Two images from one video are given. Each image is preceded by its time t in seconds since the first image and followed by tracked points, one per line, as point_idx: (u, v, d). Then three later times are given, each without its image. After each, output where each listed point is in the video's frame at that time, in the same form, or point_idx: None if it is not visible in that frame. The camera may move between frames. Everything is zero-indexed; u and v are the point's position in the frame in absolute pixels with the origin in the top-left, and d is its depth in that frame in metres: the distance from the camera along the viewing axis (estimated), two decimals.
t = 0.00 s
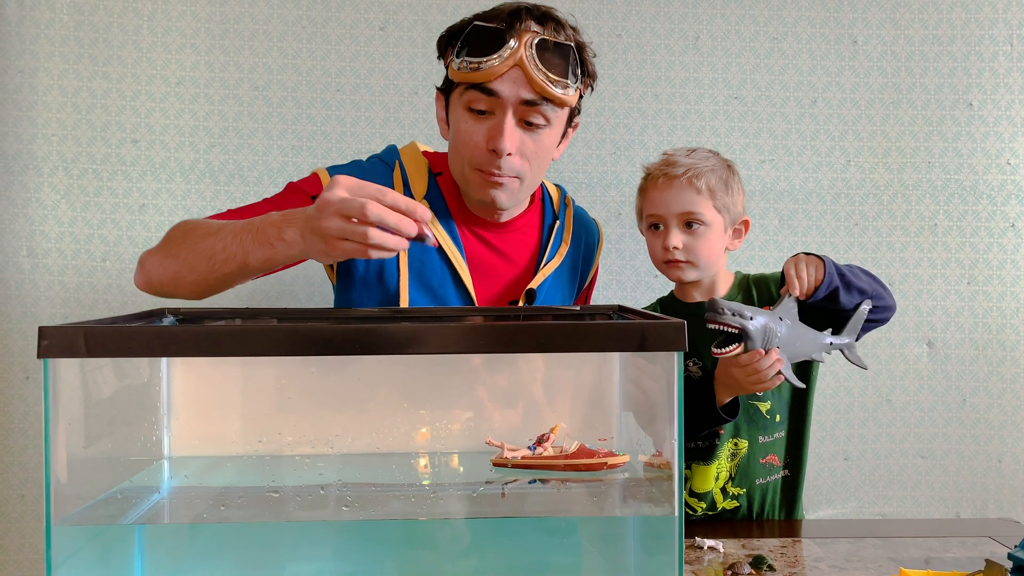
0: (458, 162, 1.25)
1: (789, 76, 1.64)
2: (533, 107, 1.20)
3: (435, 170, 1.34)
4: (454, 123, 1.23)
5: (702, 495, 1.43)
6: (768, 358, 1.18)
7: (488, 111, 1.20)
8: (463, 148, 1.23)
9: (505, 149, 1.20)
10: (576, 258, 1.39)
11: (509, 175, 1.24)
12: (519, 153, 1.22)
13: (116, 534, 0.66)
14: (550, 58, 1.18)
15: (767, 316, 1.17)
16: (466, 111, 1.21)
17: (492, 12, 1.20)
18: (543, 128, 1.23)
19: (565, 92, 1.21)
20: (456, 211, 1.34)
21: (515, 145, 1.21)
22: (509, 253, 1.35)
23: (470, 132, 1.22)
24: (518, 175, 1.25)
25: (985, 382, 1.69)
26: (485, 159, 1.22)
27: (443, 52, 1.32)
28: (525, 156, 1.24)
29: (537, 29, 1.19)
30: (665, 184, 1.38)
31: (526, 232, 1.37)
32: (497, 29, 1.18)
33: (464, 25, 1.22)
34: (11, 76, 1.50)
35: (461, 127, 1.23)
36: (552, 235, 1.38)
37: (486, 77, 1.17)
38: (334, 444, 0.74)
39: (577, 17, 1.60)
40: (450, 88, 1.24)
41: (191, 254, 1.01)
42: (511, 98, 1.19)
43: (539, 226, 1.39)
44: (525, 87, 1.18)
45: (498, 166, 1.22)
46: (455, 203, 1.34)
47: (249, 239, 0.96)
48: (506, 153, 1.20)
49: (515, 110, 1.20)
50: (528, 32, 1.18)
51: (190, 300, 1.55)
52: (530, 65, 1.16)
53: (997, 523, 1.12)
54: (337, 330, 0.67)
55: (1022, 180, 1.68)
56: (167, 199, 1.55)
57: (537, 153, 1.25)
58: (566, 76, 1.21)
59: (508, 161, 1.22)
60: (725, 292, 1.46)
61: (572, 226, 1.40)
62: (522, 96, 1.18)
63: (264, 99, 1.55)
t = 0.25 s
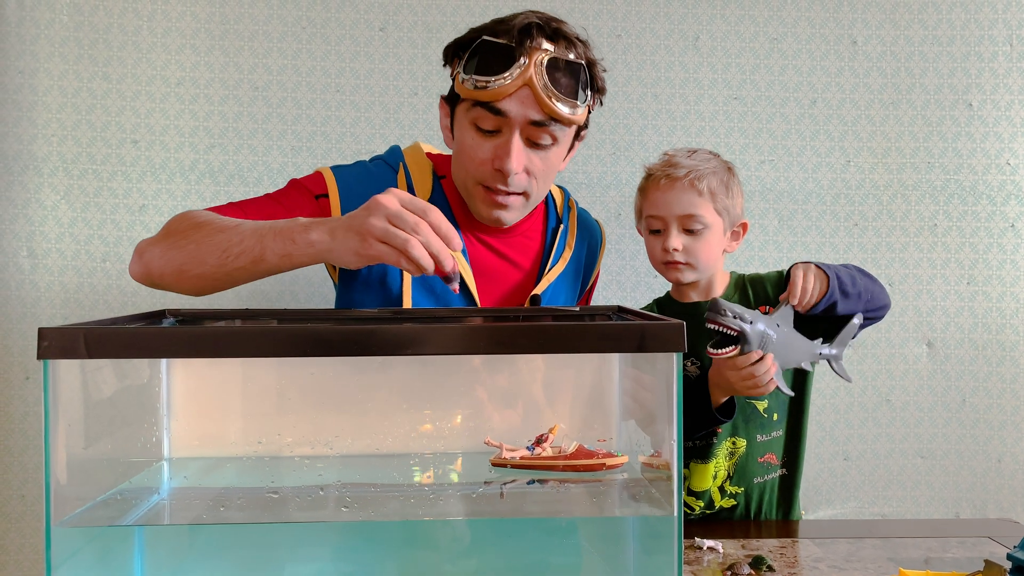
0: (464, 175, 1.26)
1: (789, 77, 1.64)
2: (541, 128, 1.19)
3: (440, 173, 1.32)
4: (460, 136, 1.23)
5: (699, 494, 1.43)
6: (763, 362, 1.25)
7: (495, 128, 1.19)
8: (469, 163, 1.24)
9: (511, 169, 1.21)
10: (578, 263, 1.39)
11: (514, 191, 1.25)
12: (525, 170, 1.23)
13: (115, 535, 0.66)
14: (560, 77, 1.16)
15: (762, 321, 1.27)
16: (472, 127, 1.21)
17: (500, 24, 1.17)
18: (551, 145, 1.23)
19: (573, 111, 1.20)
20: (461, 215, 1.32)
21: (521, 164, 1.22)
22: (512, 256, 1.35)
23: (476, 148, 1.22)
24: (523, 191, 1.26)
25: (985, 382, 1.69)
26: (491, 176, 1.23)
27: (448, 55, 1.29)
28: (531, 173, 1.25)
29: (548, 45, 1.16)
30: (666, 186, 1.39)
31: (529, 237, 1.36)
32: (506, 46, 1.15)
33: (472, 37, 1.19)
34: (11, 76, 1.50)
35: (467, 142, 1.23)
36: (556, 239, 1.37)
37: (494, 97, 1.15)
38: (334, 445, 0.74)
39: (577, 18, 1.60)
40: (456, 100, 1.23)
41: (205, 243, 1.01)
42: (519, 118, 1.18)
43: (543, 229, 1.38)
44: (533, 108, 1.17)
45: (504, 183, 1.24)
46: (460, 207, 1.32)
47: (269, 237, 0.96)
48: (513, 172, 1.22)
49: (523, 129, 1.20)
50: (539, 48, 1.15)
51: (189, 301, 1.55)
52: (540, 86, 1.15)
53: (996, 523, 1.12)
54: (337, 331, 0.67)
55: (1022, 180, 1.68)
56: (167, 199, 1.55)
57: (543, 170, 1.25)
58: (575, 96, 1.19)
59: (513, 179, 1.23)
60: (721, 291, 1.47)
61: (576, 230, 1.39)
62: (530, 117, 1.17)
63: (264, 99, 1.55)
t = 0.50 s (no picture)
0: (469, 191, 1.23)
1: (788, 76, 1.64)
2: (548, 144, 1.16)
3: (443, 176, 1.29)
4: (465, 151, 1.20)
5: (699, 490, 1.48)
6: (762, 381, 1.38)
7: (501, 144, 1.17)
8: (473, 178, 1.21)
9: (516, 185, 1.18)
10: (582, 267, 1.35)
11: (519, 208, 1.22)
12: (531, 187, 1.20)
13: (115, 534, 0.66)
14: (569, 94, 1.14)
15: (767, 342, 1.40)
16: (478, 141, 1.18)
17: (508, 37, 1.14)
18: (558, 162, 1.20)
19: (581, 128, 1.17)
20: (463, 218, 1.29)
21: (527, 180, 1.19)
22: (514, 260, 1.32)
23: (481, 163, 1.19)
24: (529, 207, 1.23)
25: (984, 381, 1.69)
26: (496, 192, 1.20)
27: (455, 66, 1.26)
28: (537, 191, 1.21)
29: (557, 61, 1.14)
30: (675, 192, 1.47)
31: (532, 242, 1.33)
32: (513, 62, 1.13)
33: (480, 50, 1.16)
34: (11, 76, 1.50)
35: (472, 157, 1.20)
36: (560, 243, 1.33)
37: (501, 113, 1.13)
38: (332, 443, 0.74)
39: (576, 18, 1.61)
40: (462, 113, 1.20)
41: (212, 243, 1.01)
42: (526, 134, 1.15)
43: (546, 232, 1.34)
44: (541, 125, 1.14)
45: (509, 201, 1.20)
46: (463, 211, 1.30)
47: (281, 240, 0.96)
48: (518, 189, 1.18)
49: (530, 145, 1.16)
50: (548, 65, 1.13)
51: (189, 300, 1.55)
52: (547, 102, 1.12)
53: (996, 522, 1.13)
54: (336, 331, 0.68)
55: (1021, 180, 1.68)
56: (166, 198, 1.55)
57: (549, 187, 1.22)
58: (584, 112, 1.16)
59: (519, 196, 1.20)
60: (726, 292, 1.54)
61: (580, 234, 1.35)
62: (537, 134, 1.14)
63: (264, 99, 1.55)
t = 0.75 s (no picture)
0: (467, 198, 1.22)
1: (786, 76, 1.64)
2: (546, 154, 1.14)
3: (442, 177, 1.29)
4: (463, 159, 1.19)
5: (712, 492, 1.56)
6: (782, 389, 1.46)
7: (499, 153, 1.15)
8: (471, 186, 1.20)
9: (513, 195, 1.17)
10: (581, 269, 1.35)
11: (517, 216, 1.21)
12: (529, 196, 1.19)
13: (113, 534, 0.66)
14: (567, 104, 1.11)
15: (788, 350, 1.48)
16: (475, 150, 1.17)
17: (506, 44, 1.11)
18: (556, 171, 1.17)
19: (580, 138, 1.14)
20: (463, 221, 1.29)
21: (524, 190, 1.17)
22: (514, 262, 1.32)
23: (479, 172, 1.18)
24: (527, 215, 1.22)
25: (982, 381, 1.69)
26: (493, 201, 1.19)
27: (453, 69, 1.24)
28: (534, 199, 1.20)
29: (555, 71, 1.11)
30: (693, 190, 1.53)
31: (532, 244, 1.33)
32: (511, 71, 1.10)
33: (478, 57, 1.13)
34: (9, 75, 1.50)
35: (469, 165, 1.18)
36: (560, 244, 1.33)
37: (498, 123, 1.10)
38: (330, 443, 0.73)
39: (575, 17, 1.61)
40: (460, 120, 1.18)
41: (207, 247, 1.01)
42: (524, 144, 1.12)
43: (546, 235, 1.34)
44: (539, 135, 1.12)
45: (506, 210, 1.19)
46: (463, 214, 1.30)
47: (275, 246, 0.96)
48: (514, 198, 1.17)
49: (527, 154, 1.14)
50: (547, 74, 1.10)
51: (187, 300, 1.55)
52: (546, 113, 1.09)
53: (993, 522, 1.13)
54: (333, 330, 0.67)
55: (1020, 179, 1.68)
56: (165, 198, 1.55)
57: (547, 195, 1.21)
58: (583, 122, 1.14)
59: (516, 206, 1.19)
60: (748, 294, 1.59)
61: (580, 235, 1.35)
62: (535, 145, 1.12)
63: (262, 99, 1.55)
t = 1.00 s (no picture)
0: (462, 200, 1.19)
1: (785, 76, 1.64)
2: (541, 155, 1.11)
3: (440, 177, 1.29)
4: (457, 160, 1.15)
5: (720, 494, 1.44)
6: (807, 396, 1.31)
7: (494, 154, 1.11)
8: (466, 188, 1.16)
9: (508, 198, 1.12)
10: (579, 269, 1.35)
11: (512, 218, 1.17)
12: (524, 198, 1.15)
13: (112, 533, 0.66)
14: (562, 105, 1.08)
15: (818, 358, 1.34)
16: (470, 151, 1.13)
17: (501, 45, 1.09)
18: (552, 172, 1.14)
19: (576, 139, 1.11)
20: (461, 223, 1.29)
21: (519, 192, 1.14)
22: (512, 263, 1.31)
23: (473, 173, 1.14)
24: (523, 218, 1.19)
25: (981, 381, 1.69)
26: (488, 204, 1.15)
27: (447, 70, 1.21)
28: (530, 201, 1.17)
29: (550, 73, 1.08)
30: (723, 177, 1.40)
31: (530, 244, 1.33)
32: (505, 71, 1.06)
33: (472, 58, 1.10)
34: (8, 75, 1.50)
35: (464, 166, 1.15)
36: (558, 244, 1.33)
37: (492, 124, 1.07)
38: (329, 443, 0.74)
39: (574, 17, 1.61)
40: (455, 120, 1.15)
41: (202, 247, 1.00)
42: (519, 145, 1.09)
43: (544, 234, 1.34)
44: (534, 136, 1.08)
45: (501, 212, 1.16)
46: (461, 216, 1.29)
47: (271, 248, 0.96)
48: (510, 201, 1.13)
49: (523, 155, 1.11)
50: (541, 74, 1.07)
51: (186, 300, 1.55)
52: (541, 114, 1.06)
53: (992, 521, 1.13)
54: (332, 330, 0.68)
55: (1019, 179, 1.68)
56: (164, 198, 1.55)
57: (542, 196, 1.18)
58: (579, 123, 1.10)
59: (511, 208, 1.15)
60: (772, 294, 1.46)
61: (578, 234, 1.35)
62: (530, 146, 1.09)
63: (261, 99, 1.55)
